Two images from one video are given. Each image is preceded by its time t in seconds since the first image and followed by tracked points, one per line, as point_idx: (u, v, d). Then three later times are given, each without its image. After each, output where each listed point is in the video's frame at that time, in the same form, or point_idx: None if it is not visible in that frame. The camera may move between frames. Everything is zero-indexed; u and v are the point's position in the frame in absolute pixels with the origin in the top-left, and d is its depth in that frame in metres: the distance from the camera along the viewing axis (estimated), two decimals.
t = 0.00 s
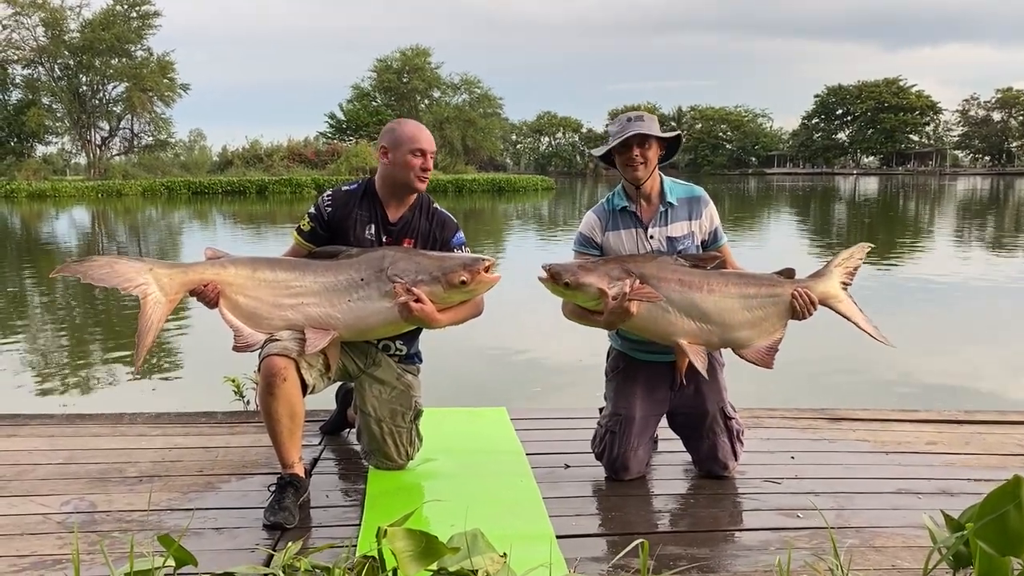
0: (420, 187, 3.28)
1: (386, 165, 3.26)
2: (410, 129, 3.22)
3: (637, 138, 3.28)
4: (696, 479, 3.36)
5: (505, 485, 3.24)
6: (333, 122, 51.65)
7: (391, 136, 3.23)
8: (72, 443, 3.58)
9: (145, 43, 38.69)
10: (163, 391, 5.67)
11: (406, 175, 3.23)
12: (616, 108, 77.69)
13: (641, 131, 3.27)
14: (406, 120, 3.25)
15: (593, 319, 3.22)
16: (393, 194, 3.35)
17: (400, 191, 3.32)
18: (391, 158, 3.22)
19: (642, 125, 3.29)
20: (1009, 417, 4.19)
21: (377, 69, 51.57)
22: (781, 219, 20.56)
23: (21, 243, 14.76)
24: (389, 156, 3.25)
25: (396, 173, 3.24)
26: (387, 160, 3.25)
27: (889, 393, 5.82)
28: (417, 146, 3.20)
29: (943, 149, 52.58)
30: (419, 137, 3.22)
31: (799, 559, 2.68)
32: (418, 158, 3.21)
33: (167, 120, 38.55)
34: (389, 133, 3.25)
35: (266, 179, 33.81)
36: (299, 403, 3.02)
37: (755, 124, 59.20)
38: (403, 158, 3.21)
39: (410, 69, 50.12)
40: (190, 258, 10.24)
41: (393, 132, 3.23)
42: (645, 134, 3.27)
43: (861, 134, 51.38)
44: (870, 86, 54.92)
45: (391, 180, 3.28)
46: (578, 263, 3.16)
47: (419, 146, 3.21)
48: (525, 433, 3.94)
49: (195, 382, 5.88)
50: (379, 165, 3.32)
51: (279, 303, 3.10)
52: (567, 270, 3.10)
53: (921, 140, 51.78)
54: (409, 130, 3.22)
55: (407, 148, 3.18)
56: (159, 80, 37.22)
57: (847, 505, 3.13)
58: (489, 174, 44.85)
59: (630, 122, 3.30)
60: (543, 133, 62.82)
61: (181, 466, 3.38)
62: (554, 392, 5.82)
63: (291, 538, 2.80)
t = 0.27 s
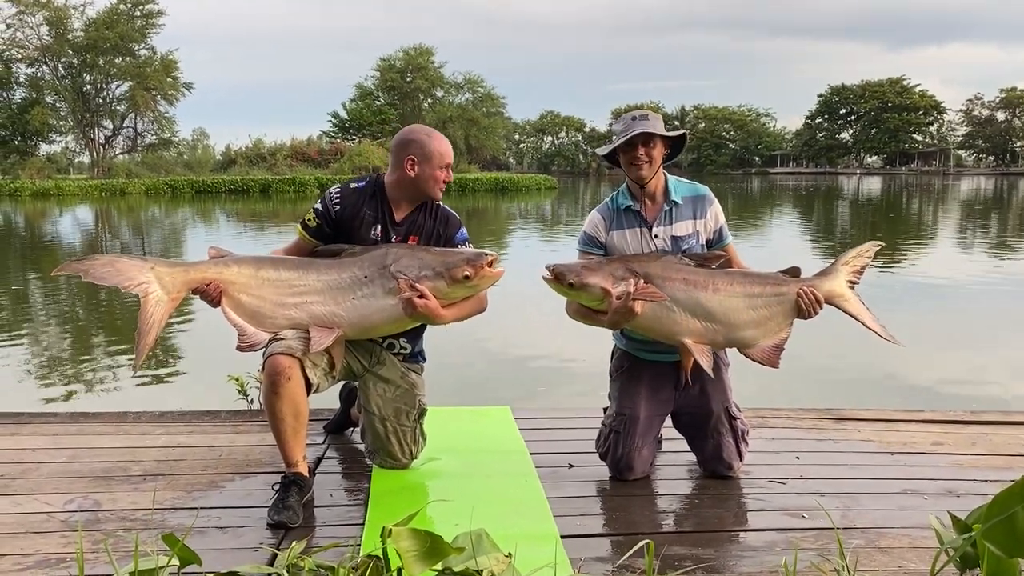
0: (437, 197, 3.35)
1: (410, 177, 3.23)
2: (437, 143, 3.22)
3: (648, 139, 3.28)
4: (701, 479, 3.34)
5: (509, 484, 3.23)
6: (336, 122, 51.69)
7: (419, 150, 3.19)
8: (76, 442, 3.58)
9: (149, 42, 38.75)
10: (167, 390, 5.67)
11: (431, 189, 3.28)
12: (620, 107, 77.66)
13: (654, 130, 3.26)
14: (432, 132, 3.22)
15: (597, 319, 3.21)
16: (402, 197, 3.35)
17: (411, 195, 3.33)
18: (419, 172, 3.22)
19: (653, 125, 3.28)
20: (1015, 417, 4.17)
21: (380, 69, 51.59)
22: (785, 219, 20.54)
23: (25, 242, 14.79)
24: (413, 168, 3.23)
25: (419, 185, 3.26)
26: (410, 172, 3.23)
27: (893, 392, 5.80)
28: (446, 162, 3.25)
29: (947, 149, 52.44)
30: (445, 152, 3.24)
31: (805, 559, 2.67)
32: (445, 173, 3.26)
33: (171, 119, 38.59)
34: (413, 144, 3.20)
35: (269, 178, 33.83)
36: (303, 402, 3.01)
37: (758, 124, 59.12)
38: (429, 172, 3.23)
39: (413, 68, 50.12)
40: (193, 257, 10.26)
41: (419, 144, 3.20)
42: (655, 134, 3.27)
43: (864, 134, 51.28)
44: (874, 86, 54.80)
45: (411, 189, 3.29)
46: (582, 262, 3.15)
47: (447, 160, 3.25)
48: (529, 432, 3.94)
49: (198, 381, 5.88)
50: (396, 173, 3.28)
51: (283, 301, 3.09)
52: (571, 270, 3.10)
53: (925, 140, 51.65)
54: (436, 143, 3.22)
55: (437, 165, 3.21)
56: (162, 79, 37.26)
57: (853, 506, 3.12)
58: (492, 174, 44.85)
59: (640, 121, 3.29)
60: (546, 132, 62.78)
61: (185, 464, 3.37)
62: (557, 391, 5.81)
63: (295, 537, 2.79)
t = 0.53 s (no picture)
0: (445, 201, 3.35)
1: (421, 181, 3.22)
2: (449, 148, 3.21)
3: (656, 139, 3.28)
4: (705, 480, 3.33)
5: (513, 485, 3.22)
6: (340, 121, 51.70)
7: (431, 154, 3.18)
8: (81, 441, 3.58)
9: (153, 41, 38.79)
10: (171, 389, 5.67)
11: (440, 194, 3.27)
12: (624, 107, 77.61)
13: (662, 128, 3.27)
14: (445, 139, 3.21)
15: (602, 319, 3.20)
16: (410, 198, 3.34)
17: (418, 197, 3.32)
18: (430, 176, 3.21)
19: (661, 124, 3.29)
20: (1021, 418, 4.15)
21: (384, 68, 51.60)
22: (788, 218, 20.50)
23: (29, 241, 14.82)
24: (424, 173, 3.22)
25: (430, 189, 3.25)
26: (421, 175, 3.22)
27: (898, 393, 5.78)
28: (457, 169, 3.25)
29: (951, 149, 52.27)
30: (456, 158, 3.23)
31: (811, 560, 2.66)
32: (454, 178, 3.26)
33: (175, 118, 38.61)
34: (425, 147, 3.18)
35: (273, 177, 33.84)
36: (307, 402, 3.01)
37: (762, 123, 59.01)
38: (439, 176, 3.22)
39: (417, 67, 50.13)
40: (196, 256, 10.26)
41: (432, 149, 3.18)
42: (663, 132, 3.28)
43: (868, 133, 51.14)
44: (878, 85, 54.65)
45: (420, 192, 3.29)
46: (587, 262, 3.14)
47: (457, 166, 3.25)
48: (533, 432, 3.93)
49: (201, 380, 5.88)
50: (405, 175, 3.26)
51: (287, 301, 3.08)
52: (576, 269, 3.09)
53: (929, 140, 51.46)
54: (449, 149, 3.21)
55: (448, 170, 3.21)
56: (166, 78, 37.30)
57: (859, 506, 3.10)
58: (496, 173, 44.83)
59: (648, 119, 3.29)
60: (550, 131, 62.76)
61: (189, 464, 3.37)
62: (562, 391, 5.80)
63: (300, 537, 2.79)
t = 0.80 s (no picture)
0: (448, 202, 3.33)
1: (424, 180, 3.22)
2: (453, 147, 3.20)
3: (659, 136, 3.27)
4: (710, 480, 3.33)
5: (518, 485, 3.22)
6: (343, 120, 51.75)
7: (435, 153, 3.17)
8: (86, 441, 3.59)
9: (156, 40, 38.86)
10: (176, 388, 5.68)
11: (443, 193, 3.26)
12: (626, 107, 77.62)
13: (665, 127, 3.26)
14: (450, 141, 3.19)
15: (607, 319, 3.20)
16: (415, 198, 3.33)
17: (424, 199, 3.33)
18: (433, 175, 3.20)
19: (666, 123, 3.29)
20: None
21: (387, 67, 51.65)
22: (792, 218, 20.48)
23: (33, 240, 14.87)
24: (428, 172, 3.21)
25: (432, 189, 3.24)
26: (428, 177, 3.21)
27: (903, 393, 5.77)
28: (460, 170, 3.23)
29: (955, 148, 52.13)
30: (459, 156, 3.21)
31: (817, 560, 2.65)
32: (457, 178, 3.24)
33: (178, 117, 38.67)
34: (428, 145, 3.18)
35: (276, 177, 33.85)
36: (312, 402, 3.01)
37: (765, 122, 58.94)
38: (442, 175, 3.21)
39: (420, 67, 50.17)
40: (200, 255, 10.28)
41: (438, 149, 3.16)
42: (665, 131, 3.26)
43: (871, 133, 51.03)
44: (882, 84, 54.54)
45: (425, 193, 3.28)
46: (593, 262, 3.14)
47: (460, 165, 3.23)
48: (537, 432, 3.92)
49: (205, 379, 5.89)
50: (409, 174, 3.26)
51: (292, 301, 3.08)
52: (582, 269, 3.09)
53: (933, 139, 51.33)
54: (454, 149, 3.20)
55: (451, 169, 3.20)
56: (170, 78, 37.36)
57: (864, 507, 3.10)
58: (498, 172, 44.85)
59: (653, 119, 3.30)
60: (552, 131, 62.76)
61: (194, 463, 3.38)
62: (565, 391, 5.80)
63: (305, 537, 2.79)
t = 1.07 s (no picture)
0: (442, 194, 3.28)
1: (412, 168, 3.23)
2: (442, 136, 3.18)
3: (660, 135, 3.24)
4: (714, 479, 3.32)
5: (521, 484, 3.21)
6: (346, 119, 51.77)
7: (421, 140, 3.19)
8: (89, 439, 3.59)
9: (160, 40, 38.90)
10: (178, 387, 5.69)
11: (431, 182, 3.22)
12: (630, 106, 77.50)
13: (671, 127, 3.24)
14: (443, 130, 3.18)
15: (610, 317, 3.19)
16: (415, 195, 3.32)
17: (423, 195, 3.30)
18: (419, 163, 3.20)
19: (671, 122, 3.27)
20: None
21: (390, 66, 51.66)
22: (796, 217, 20.45)
23: (37, 239, 14.89)
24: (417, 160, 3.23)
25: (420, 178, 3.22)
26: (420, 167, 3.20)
27: (907, 393, 5.74)
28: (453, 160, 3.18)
29: (959, 147, 51.97)
30: (445, 143, 3.17)
31: (821, 560, 2.64)
32: (444, 167, 3.18)
33: (181, 116, 38.70)
34: (419, 135, 3.22)
35: (279, 176, 33.87)
36: (316, 401, 3.01)
37: (768, 121, 58.83)
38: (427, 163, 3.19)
39: (423, 66, 50.16)
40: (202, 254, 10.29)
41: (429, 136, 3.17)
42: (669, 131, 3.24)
43: (875, 132, 50.90)
44: (885, 83, 54.38)
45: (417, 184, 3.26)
46: (596, 261, 3.13)
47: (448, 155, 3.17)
48: (540, 432, 3.91)
49: (208, 378, 5.90)
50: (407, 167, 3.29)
51: (296, 300, 3.08)
52: (586, 268, 3.08)
53: (937, 138, 51.18)
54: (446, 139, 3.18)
55: (433, 155, 3.15)
56: (173, 77, 37.39)
57: (868, 506, 3.09)
58: (501, 171, 44.83)
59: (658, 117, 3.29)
60: (555, 130, 62.73)
61: (197, 462, 3.37)
62: (568, 390, 5.79)
63: (308, 536, 2.78)
